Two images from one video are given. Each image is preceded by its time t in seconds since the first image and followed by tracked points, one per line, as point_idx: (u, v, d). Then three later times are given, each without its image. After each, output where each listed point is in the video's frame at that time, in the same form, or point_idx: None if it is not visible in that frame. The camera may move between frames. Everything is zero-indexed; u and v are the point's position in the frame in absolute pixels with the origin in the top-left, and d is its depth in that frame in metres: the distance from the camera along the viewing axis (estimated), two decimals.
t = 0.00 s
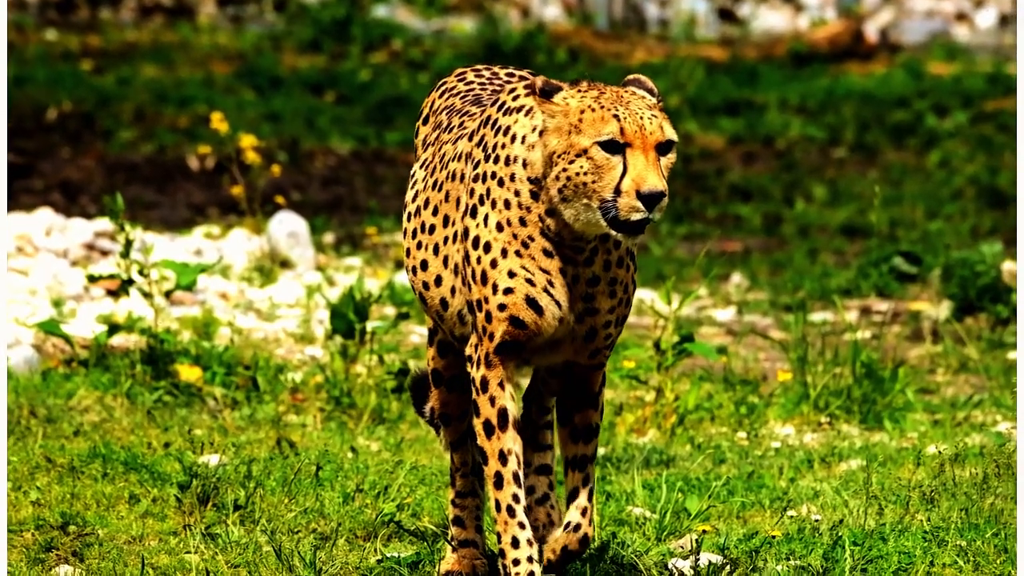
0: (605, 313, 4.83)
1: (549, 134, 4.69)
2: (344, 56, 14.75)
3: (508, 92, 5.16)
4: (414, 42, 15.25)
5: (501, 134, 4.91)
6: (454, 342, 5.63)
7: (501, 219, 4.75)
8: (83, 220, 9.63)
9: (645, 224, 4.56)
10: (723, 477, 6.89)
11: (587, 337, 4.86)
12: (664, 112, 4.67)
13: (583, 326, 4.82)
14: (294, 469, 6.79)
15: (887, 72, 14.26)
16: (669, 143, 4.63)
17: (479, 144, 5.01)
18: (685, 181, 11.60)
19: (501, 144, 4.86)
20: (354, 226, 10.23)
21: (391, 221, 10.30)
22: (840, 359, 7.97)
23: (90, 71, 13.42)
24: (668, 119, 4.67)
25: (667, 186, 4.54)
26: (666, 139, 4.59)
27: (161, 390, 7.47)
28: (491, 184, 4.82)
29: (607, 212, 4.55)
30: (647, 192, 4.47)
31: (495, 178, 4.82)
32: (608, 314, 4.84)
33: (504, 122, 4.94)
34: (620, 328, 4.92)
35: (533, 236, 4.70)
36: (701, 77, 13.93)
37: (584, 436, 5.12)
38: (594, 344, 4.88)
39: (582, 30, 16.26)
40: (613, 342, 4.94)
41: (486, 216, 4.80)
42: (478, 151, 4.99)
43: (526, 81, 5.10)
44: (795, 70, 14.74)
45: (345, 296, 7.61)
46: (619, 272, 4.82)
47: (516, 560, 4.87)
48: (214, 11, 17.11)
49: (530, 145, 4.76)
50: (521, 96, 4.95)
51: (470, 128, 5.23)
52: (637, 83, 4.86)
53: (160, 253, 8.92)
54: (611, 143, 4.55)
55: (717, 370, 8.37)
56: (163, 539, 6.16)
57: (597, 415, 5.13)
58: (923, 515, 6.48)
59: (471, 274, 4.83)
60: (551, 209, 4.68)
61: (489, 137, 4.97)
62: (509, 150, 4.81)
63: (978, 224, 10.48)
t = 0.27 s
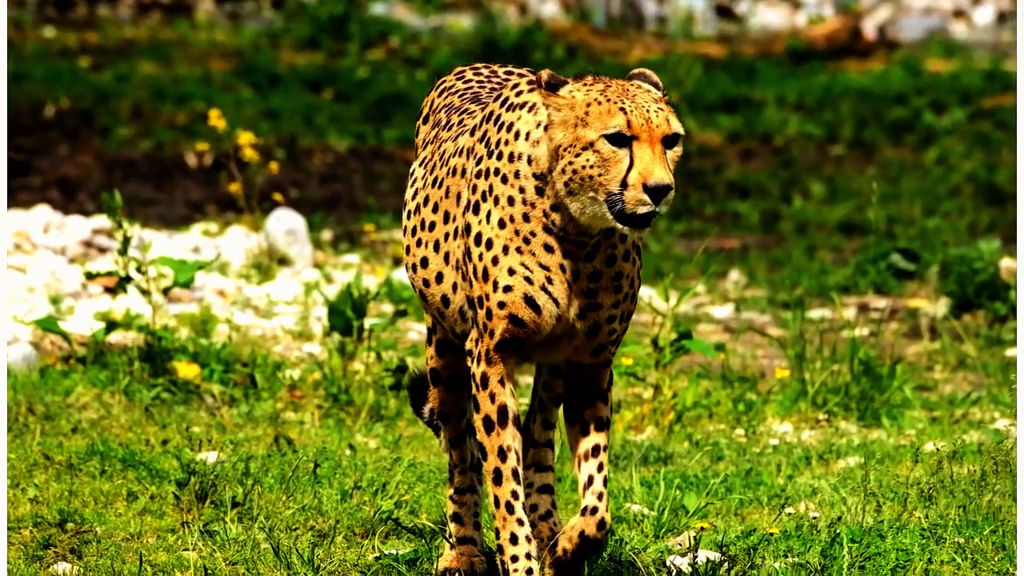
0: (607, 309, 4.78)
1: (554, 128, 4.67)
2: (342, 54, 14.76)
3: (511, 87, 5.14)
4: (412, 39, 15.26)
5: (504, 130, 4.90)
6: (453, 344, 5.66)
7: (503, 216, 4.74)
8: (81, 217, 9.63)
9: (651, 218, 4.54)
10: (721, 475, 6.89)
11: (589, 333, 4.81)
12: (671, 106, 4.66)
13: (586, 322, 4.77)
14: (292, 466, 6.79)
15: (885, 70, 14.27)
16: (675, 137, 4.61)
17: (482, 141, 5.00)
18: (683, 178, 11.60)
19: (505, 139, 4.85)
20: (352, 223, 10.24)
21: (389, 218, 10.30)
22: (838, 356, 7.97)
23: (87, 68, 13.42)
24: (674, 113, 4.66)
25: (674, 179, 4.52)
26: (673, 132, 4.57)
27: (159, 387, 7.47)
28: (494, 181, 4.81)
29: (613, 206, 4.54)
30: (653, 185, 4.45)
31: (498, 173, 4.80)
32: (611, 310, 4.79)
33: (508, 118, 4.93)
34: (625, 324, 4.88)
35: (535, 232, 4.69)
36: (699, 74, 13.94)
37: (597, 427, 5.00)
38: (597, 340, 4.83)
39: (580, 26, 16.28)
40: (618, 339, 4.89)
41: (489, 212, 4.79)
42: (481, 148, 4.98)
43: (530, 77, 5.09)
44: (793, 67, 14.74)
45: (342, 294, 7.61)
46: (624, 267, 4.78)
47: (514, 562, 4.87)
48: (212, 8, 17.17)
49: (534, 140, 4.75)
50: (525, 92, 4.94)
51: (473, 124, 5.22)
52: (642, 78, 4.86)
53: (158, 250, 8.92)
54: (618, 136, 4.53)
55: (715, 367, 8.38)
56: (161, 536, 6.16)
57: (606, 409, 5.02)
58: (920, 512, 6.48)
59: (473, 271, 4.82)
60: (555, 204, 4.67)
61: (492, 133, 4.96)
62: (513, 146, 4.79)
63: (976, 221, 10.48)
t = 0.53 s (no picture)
0: (613, 296, 4.74)
1: (562, 122, 4.66)
2: (339, 51, 14.76)
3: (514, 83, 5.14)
4: (409, 36, 15.27)
5: (507, 128, 4.89)
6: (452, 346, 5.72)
7: (506, 214, 4.73)
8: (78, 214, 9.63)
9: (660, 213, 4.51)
10: (718, 471, 6.89)
11: (596, 322, 4.75)
12: (678, 100, 4.64)
13: (591, 310, 4.72)
14: (290, 463, 6.79)
15: (883, 67, 14.27)
16: (684, 131, 4.59)
17: (485, 138, 5.00)
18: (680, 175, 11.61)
19: (509, 136, 4.85)
20: (349, 220, 10.24)
21: (386, 215, 10.30)
22: (835, 352, 7.97)
23: (85, 65, 13.43)
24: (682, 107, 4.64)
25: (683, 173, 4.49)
26: (681, 126, 4.55)
27: (157, 384, 7.47)
28: (497, 178, 4.81)
29: (621, 201, 4.51)
30: (663, 179, 4.42)
31: (501, 171, 4.80)
32: (617, 298, 4.75)
33: (511, 114, 4.92)
34: (634, 316, 4.84)
35: (538, 230, 4.69)
36: (696, 71, 13.94)
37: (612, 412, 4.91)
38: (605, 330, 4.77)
39: (578, 23, 16.29)
40: (628, 330, 4.84)
41: (491, 210, 4.79)
42: (484, 145, 4.98)
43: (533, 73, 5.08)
44: (790, 63, 14.75)
45: (340, 290, 7.60)
46: (631, 258, 4.75)
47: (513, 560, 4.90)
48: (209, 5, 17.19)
49: (538, 137, 4.74)
50: (528, 88, 4.93)
51: (475, 122, 5.22)
52: (647, 72, 4.86)
53: (155, 247, 8.92)
54: (626, 130, 4.51)
55: (712, 364, 8.38)
56: (159, 533, 6.16)
57: (617, 397, 4.93)
58: (918, 509, 6.48)
59: (475, 269, 4.82)
60: (561, 201, 4.66)
61: (496, 130, 4.96)
62: (517, 145, 4.78)
63: (974, 218, 10.48)
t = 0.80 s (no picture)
0: (618, 284, 4.72)
1: (568, 119, 4.69)
2: (338, 48, 14.77)
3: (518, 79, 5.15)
4: (407, 33, 15.28)
5: (510, 127, 4.90)
6: (453, 346, 5.74)
7: (509, 214, 4.73)
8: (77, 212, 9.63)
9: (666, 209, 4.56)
10: (716, 469, 6.89)
11: (598, 311, 4.72)
12: (684, 97, 4.69)
13: (595, 299, 4.70)
14: (288, 460, 6.78)
15: (881, 64, 14.27)
16: (690, 128, 4.65)
17: (488, 137, 5.00)
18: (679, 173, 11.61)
19: (511, 135, 4.85)
20: (348, 218, 10.24)
21: (384, 213, 10.30)
22: (833, 350, 7.97)
23: (83, 62, 13.44)
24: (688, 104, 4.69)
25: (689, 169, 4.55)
26: (687, 124, 4.61)
27: (155, 382, 7.47)
28: (500, 178, 4.81)
29: (628, 197, 4.55)
30: (669, 175, 4.48)
31: (503, 171, 4.80)
32: (622, 288, 4.73)
33: (514, 113, 4.92)
34: (642, 306, 4.81)
35: (542, 229, 4.69)
36: (694, 68, 13.95)
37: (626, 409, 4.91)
38: (612, 317, 4.74)
39: (576, 21, 16.31)
40: (636, 319, 4.81)
41: (493, 210, 4.79)
42: (486, 144, 4.98)
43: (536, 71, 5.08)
44: (788, 61, 14.76)
45: (338, 288, 7.60)
46: (637, 249, 4.75)
47: (512, 557, 4.90)
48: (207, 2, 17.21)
49: (542, 136, 4.75)
50: (531, 87, 4.94)
51: (478, 120, 5.22)
52: (651, 67, 4.91)
53: (154, 245, 8.92)
54: (633, 127, 4.56)
55: (710, 362, 8.37)
56: (157, 531, 6.16)
57: (630, 392, 4.90)
58: (916, 507, 6.48)
59: (477, 269, 4.82)
60: (565, 198, 4.66)
61: (498, 129, 4.97)
62: (520, 145, 4.78)
63: (972, 216, 10.48)
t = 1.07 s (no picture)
0: (620, 274, 4.66)
1: (576, 117, 4.68)
2: (336, 45, 14.78)
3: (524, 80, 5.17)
4: (405, 30, 15.30)
5: (514, 127, 4.92)
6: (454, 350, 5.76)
7: (513, 214, 4.73)
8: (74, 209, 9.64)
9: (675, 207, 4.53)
10: (714, 466, 6.90)
11: (598, 302, 4.64)
12: (693, 97, 4.68)
13: (597, 289, 4.63)
14: (286, 458, 6.79)
15: (879, 62, 14.28)
16: (699, 128, 4.63)
17: (493, 137, 5.02)
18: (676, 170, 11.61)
19: (516, 136, 4.87)
20: (346, 215, 10.24)
21: (382, 210, 10.30)
22: (831, 347, 7.97)
23: (81, 60, 13.46)
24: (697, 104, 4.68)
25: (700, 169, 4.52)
26: (696, 126, 4.59)
27: (153, 379, 7.47)
28: (505, 178, 4.82)
29: (636, 195, 4.52)
30: (679, 174, 4.45)
31: (508, 171, 4.82)
32: (625, 278, 4.68)
33: (518, 113, 4.96)
34: (647, 299, 4.74)
35: (546, 228, 4.67)
36: (692, 65, 13.96)
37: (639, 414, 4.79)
38: (615, 306, 4.66)
39: (574, 19, 16.33)
40: (642, 313, 4.72)
41: (498, 210, 4.79)
42: (492, 144, 5.00)
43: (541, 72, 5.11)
44: (786, 59, 14.77)
45: (336, 285, 7.60)
46: (643, 242, 4.71)
47: (511, 554, 4.90)
48: None
49: (546, 135, 4.76)
50: (535, 87, 4.97)
51: (484, 120, 5.24)
52: (657, 66, 4.90)
53: (151, 242, 8.93)
54: (643, 127, 4.53)
55: (708, 358, 8.38)
56: (155, 528, 6.17)
57: (646, 398, 4.78)
58: (914, 504, 6.48)
59: (481, 268, 4.81)
60: (570, 196, 4.65)
61: (503, 129, 4.98)
62: (525, 146, 4.80)
63: (970, 213, 10.48)
